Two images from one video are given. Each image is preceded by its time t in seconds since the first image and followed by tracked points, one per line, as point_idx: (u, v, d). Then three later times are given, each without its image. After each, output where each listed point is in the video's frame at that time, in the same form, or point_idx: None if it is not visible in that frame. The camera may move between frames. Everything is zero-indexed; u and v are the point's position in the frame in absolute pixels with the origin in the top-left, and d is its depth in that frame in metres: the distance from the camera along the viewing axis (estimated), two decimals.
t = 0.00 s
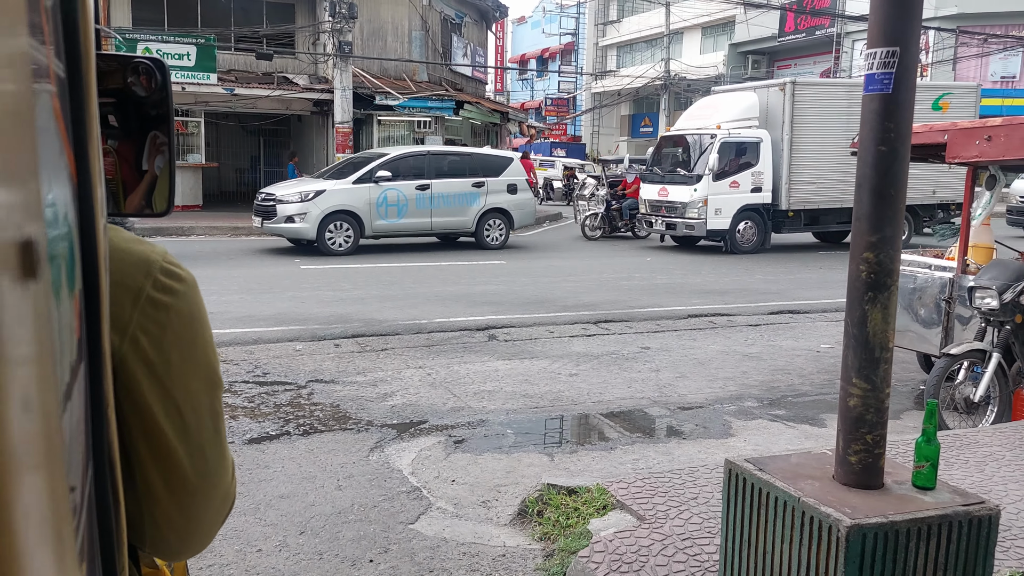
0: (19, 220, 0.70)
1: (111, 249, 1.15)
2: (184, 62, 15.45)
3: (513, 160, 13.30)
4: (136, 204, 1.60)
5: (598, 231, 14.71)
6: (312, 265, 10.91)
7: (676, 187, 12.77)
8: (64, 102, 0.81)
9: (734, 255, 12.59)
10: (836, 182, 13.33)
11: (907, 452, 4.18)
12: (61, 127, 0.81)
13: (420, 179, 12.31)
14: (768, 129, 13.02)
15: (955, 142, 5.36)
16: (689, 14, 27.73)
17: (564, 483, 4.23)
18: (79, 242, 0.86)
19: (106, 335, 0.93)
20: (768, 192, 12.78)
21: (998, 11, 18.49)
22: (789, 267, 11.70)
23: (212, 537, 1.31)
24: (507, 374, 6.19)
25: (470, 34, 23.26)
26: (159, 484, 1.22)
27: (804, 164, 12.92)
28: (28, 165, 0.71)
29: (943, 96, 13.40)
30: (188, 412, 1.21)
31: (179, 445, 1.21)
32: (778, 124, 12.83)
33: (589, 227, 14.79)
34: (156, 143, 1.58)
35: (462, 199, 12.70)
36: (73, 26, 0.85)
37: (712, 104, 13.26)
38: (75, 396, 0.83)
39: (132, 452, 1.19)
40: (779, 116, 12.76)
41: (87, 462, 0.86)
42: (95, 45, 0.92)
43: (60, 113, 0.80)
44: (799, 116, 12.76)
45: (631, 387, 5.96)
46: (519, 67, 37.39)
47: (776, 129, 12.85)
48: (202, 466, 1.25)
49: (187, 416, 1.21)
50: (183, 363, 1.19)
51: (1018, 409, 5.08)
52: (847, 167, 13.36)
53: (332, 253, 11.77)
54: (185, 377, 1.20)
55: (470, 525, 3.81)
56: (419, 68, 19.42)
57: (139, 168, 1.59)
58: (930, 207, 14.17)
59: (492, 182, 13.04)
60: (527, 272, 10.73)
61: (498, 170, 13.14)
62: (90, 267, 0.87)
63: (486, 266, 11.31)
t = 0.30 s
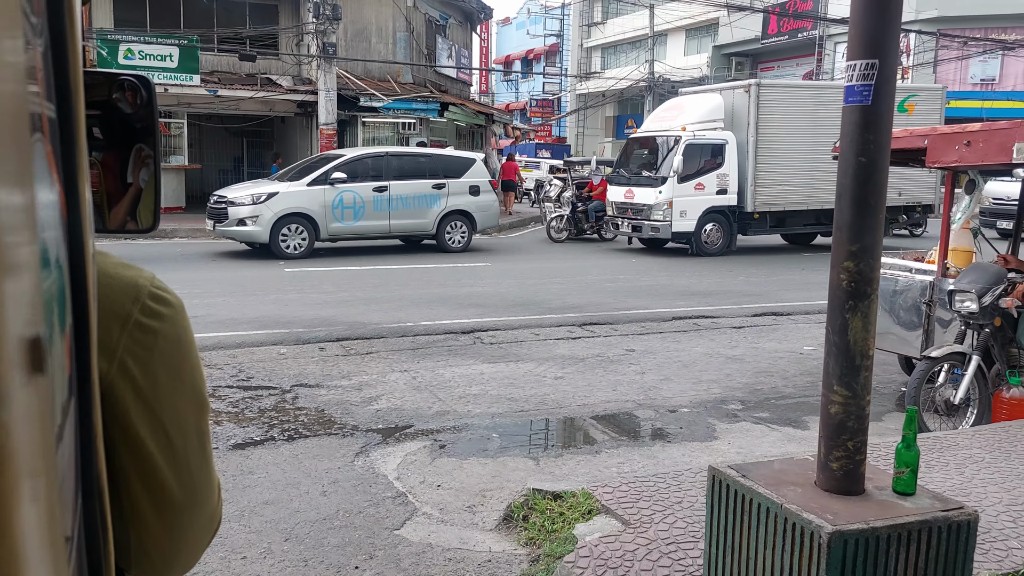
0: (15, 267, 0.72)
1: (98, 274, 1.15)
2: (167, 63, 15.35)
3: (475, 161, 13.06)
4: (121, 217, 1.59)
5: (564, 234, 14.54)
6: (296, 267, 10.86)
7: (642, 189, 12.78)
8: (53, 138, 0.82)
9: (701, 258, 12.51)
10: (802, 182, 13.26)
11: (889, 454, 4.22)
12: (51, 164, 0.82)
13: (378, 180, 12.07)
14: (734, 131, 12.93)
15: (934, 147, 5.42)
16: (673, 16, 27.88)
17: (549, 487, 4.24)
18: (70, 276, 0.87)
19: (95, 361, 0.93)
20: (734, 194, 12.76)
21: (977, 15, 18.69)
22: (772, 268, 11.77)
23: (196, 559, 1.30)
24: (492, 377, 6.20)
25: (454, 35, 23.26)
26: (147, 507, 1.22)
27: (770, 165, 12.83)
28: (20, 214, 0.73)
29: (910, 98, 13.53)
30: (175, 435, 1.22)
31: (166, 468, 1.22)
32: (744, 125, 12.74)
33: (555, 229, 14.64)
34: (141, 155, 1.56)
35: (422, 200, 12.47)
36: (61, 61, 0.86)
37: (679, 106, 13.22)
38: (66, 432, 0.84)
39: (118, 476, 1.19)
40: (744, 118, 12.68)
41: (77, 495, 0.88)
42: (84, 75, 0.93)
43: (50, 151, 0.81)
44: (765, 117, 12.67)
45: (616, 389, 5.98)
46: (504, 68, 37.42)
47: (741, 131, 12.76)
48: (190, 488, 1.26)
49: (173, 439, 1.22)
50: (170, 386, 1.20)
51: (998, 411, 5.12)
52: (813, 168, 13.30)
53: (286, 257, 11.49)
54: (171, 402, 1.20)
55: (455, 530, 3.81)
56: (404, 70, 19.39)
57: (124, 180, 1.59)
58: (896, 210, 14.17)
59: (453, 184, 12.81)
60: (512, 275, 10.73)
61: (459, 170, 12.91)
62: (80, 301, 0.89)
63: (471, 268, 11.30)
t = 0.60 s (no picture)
0: (6, 256, 0.72)
1: (86, 266, 1.14)
2: (154, 63, 15.27)
3: (442, 160, 12.83)
4: (108, 213, 1.55)
5: (532, 234, 14.46)
6: (283, 268, 10.82)
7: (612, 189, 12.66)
8: (42, 126, 0.82)
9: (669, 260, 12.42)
10: (772, 183, 13.13)
11: (878, 453, 4.24)
12: (40, 152, 0.82)
13: (341, 181, 11.84)
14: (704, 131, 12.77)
15: (921, 147, 5.44)
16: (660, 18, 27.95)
17: (539, 486, 4.23)
18: (58, 267, 0.86)
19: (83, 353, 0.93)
20: (704, 195, 12.64)
21: (963, 18, 18.81)
22: (760, 269, 11.82)
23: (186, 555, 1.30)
24: (481, 378, 6.19)
25: (443, 36, 23.23)
26: (135, 504, 1.21)
27: (739, 166, 12.67)
28: (11, 208, 0.73)
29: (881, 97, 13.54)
30: (163, 430, 1.21)
31: (153, 464, 1.21)
32: (714, 126, 12.57)
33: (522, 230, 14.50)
34: (129, 151, 1.53)
35: (387, 201, 12.25)
36: (50, 51, 0.85)
37: (649, 106, 13.09)
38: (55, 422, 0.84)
39: (105, 473, 1.18)
40: (714, 118, 12.50)
41: (65, 486, 0.87)
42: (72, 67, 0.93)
43: (40, 138, 0.81)
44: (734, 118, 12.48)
45: (606, 389, 5.99)
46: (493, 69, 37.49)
47: (711, 132, 12.58)
48: (178, 486, 1.25)
49: (161, 435, 1.21)
50: (159, 382, 1.20)
51: (984, 410, 5.17)
52: (782, 168, 13.13)
53: (245, 259, 11.27)
54: (159, 396, 1.20)
55: (445, 531, 3.80)
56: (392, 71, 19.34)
57: (111, 177, 1.54)
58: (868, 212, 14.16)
59: (420, 184, 12.57)
60: (501, 275, 10.72)
61: (426, 170, 12.67)
62: (69, 291, 0.88)
63: (460, 268, 11.29)
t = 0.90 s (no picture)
0: None
1: (72, 256, 1.14)
2: (141, 66, 15.19)
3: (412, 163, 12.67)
4: (96, 210, 1.51)
5: (502, 237, 14.37)
6: (272, 271, 10.77)
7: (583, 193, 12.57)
8: (28, 109, 0.83)
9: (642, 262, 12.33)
10: (745, 187, 13.01)
11: (868, 452, 4.26)
12: (26, 134, 0.83)
13: (307, 183, 11.67)
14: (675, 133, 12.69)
15: (909, 148, 5.48)
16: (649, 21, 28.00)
17: (530, 488, 4.22)
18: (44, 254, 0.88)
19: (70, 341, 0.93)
20: (676, 198, 12.55)
21: (951, 22, 18.92)
22: (749, 271, 11.85)
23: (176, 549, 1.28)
24: (472, 380, 6.17)
25: (433, 39, 23.22)
26: (125, 497, 1.20)
27: (711, 168, 12.57)
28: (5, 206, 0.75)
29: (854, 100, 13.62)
30: (153, 423, 1.20)
31: (143, 457, 1.20)
32: (685, 128, 12.48)
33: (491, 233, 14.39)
34: (118, 148, 1.49)
35: (354, 204, 12.10)
36: (36, 39, 0.87)
37: (621, 108, 13.01)
38: (39, 407, 0.84)
39: (93, 466, 1.18)
40: (685, 120, 12.42)
41: (51, 472, 0.88)
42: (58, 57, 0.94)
43: (25, 123, 0.83)
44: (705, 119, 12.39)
45: (596, 391, 5.99)
46: (484, 72, 37.51)
47: (683, 133, 12.51)
48: (169, 480, 1.24)
49: (151, 426, 1.20)
50: (149, 374, 1.19)
51: (973, 410, 5.20)
52: (755, 175, 13.05)
53: (206, 262, 11.07)
54: (148, 387, 1.19)
55: (436, 532, 3.79)
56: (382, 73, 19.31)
57: (99, 173, 1.50)
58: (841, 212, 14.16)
59: (388, 187, 12.41)
60: (491, 278, 10.71)
61: (394, 172, 12.51)
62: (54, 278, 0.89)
63: (451, 271, 11.27)
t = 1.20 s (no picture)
0: None
1: (55, 256, 1.12)
2: (129, 69, 15.12)
3: (383, 165, 12.48)
4: (81, 213, 1.48)
5: (474, 241, 14.35)
6: (261, 275, 10.73)
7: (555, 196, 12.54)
8: (10, 111, 0.83)
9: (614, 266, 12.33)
10: (717, 191, 12.96)
11: (857, 454, 4.28)
12: (7, 134, 0.82)
13: (273, 186, 11.51)
14: (648, 136, 12.65)
15: (896, 152, 5.50)
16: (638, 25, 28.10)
17: (520, 492, 4.21)
18: (28, 258, 0.87)
19: (53, 345, 0.92)
20: (648, 201, 12.53)
21: (938, 26, 19.05)
22: (738, 274, 11.89)
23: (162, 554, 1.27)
24: (462, 384, 6.16)
25: (423, 43, 23.19)
26: (109, 502, 1.19)
27: (685, 171, 12.54)
28: None
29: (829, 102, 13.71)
30: (140, 428, 1.20)
31: (126, 457, 1.19)
32: (657, 130, 12.45)
33: (463, 236, 14.34)
34: (102, 151, 1.46)
35: (322, 207, 11.92)
36: (19, 39, 0.86)
37: (593, 111, 12.97)
38: (21, 409, 0.84)
39: (77, 466, 1.16)
40: (658, 123, 12.39)
41: (32, 478, 0.87)
42: (43, 57, 0.93)
43: (7, 123, 0.82)
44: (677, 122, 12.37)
45: (586, 394, 5.99)
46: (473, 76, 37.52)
47: (656, 137, 12.49)
48: (153, 482, 1.23)
49: (136, 430, 1.19)
50: (134, 379, 1.18)
51: (960, 411, 5.24)
52: (728, 175, 12.98)
53: (169, 267, 10.91)
54: (134, 391, 1.18)
55: (426, 536, 3.77)
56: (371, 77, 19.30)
57: (85, 176, 1.47)
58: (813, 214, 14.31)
59: (358, 190, 12.21)
60: (481, 281, 10.71)
61: (365, 175, 12.31)
62: (38, 281, 0.88)
63: (440, 274, 11.26)
